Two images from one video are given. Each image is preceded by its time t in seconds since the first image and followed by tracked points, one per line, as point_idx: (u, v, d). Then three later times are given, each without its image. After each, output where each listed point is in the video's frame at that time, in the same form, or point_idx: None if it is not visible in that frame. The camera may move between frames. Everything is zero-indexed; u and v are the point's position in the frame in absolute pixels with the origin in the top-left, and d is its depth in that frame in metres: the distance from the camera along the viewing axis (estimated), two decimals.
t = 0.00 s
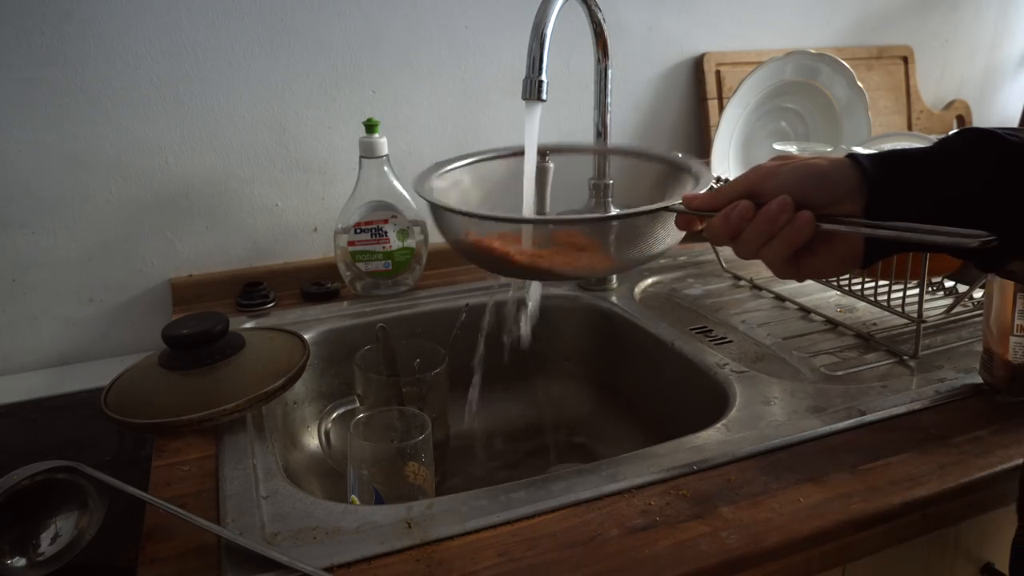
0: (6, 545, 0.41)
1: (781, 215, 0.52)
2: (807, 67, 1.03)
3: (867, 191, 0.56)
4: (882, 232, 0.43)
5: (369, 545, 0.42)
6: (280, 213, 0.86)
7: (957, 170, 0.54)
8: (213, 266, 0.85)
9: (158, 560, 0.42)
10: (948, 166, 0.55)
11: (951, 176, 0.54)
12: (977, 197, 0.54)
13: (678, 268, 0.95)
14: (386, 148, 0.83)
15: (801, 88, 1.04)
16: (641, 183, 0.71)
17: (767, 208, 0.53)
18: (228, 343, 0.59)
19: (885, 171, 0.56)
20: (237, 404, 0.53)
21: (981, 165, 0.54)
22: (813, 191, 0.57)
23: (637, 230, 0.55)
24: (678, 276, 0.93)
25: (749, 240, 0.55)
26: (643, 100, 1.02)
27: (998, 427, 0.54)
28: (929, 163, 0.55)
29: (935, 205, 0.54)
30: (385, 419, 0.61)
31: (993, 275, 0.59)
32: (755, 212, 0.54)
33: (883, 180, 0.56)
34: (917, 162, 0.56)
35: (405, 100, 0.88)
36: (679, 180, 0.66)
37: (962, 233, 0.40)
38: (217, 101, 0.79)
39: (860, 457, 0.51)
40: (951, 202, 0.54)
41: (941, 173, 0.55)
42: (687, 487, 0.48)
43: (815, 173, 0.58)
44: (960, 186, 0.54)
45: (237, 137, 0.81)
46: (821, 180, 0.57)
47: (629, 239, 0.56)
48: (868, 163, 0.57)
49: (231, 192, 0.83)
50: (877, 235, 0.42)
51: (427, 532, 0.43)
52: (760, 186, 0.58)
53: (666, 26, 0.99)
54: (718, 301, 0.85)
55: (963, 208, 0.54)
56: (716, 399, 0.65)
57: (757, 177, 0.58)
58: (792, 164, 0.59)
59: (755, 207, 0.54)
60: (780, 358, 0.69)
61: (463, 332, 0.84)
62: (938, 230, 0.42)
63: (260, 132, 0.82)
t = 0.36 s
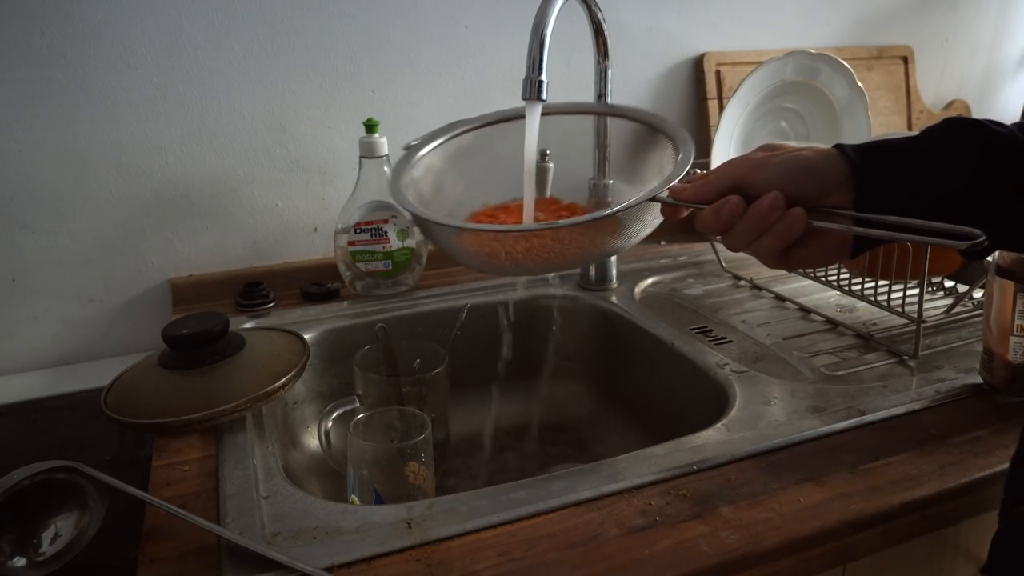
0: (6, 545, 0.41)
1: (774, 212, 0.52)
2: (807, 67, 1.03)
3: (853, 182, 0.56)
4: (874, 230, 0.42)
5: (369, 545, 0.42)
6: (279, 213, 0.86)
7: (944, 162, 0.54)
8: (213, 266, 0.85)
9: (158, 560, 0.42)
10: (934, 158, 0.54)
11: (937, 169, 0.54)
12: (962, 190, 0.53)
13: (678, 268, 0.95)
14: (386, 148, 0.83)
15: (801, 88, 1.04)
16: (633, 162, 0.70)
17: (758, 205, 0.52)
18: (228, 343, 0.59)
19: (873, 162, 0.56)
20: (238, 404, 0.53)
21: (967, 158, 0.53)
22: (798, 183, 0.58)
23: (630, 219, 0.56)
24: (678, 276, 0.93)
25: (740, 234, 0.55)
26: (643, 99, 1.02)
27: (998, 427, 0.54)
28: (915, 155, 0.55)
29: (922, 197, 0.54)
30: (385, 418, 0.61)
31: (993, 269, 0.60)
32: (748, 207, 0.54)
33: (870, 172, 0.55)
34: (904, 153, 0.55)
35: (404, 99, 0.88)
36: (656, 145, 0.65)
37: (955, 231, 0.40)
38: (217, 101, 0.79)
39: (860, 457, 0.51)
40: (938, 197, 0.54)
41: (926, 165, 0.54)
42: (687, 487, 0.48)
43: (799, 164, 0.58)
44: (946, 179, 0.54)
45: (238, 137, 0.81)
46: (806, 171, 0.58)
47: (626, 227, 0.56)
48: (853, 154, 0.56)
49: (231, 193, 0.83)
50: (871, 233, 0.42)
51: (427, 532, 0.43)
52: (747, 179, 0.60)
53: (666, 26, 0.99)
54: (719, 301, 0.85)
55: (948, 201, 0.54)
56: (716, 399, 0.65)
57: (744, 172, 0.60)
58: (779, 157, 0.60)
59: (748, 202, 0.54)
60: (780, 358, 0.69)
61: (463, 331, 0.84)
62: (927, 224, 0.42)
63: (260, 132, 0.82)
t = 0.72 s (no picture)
0: (7, 545, 0.41)
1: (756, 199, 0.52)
2: (807, 67, 1.03)
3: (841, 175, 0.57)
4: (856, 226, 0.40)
5: (369, 545, 0.42)
6: (279, 213, 0.86)
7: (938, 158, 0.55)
8: (213, 266, 0.85)
9: (158, 560, 0.42)
10: (929, 153, 0.55)
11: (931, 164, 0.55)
12: (955, 189, 0.55)
13: (678, 268, 0.95)
14: (386, 148, 0.83)
15: (801, 88, 1.04)
16: (635, 166, 0.70)
17: (743, 193, 0.53)
18: (228, 343, 0.59)
19: (862, 160, 0.56)
20: (238, 404, 0.53)
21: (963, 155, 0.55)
22: (786, 173, 0.58)
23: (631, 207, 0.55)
24: (678, 276, 0.93)
25: (725, 223, 0.55)
26: (643, 99, 1.02)
27: (998, 428, 0.54)
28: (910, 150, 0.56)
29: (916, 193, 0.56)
30: (385, 418, 0.62)
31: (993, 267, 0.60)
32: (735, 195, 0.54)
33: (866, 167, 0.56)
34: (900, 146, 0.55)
35: (404, 99, 0.88)
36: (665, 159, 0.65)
37: (933, 222, 0.39)
38: (217, 100, 0.79)
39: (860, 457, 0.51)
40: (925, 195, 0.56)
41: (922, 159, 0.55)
42: (687, 487, 0.48)
43: (788, 157, 0.58)
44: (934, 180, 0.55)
45: (238, 137, 0.81)
46: (794, 161, 0.58)
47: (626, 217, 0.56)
48: (846, 148, 0.57)
49: (231, 192, 0.83)
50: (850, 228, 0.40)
51: (427, 532, 0.43)
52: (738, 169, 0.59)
53: (666, 26, 0.99)
54: (719, 301, 0.85)
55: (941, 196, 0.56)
56: (716, 399, 0.65)
57: (734, 162, 0.59)
58: (768, 149, 0.60)
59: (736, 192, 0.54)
60: (780, 358, 0.69)
61: (462, 331, 0.84)
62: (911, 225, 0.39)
63: (260, 132, 0.82)
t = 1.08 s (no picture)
0: (7, 545, 0.41)
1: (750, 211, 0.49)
2: (807, 67, 1.03)
3: (835, 174, 0.57)
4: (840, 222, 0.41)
5: (369, 545, 0.42)
6: (279, 213, 0.86)
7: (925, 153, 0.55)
8: (213, 265, 0.85)
9: (158, 560, 0.42)
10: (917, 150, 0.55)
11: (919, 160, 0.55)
12: (941, 181, 0.54)
13: (678, 268, 0.95)
14: (386, 148, 0.83)
15: (801, 88, 1.04)
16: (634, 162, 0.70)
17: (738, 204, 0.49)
18: (228, 343, 0.59)
19: (853, 153, 0.57)
20: (237, 405, 0.53)
21: (951, 151, 0.54)
22: (783, 173, 0.58)
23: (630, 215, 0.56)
24: (678, 276, 0.93)
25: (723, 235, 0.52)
26: (643, 100, 1.02)
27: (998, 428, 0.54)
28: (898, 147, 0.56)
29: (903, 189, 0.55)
30: (386, 419, 0.62)
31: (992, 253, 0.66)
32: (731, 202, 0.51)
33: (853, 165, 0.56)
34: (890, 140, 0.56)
35: (404, 99, 0.88)
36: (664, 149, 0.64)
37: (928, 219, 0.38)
38: (216, 100, 0.79)
39: (860, 457, 0.51)
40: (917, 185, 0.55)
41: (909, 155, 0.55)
42: (687, 487, 0.48)
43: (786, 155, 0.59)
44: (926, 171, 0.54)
45: (238, 137, 0.81)
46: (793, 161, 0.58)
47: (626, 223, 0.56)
48: (838, 147, 0.57)
49: (231, 193, 0.83)
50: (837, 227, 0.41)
51: (427, 532, 0.43)
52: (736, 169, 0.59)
53: (666, 26, 0.99)
54: (718, 301, 0.85)
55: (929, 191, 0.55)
56: (716, 400, 0.65)
57: (732, 162, 0.60)
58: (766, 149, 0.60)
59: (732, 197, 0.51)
60: (780, 358, 0.69)
61: (462, 332, 0.84)
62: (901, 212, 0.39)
63: (260, 132, 0.82)
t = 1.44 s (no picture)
0: (6, 545, 0.41)
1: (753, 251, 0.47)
2: (807, 67, 1.03)
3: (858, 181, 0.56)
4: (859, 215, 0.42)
5: (369, 545, 0.42)
6: (279, 213, 0.86)
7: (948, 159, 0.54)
8: (213, 266, 0.85)
9: (158, 561, 0.42)
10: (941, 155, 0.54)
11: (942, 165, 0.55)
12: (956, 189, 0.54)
13: (678, 268, 0.95)
14: (385, 148, 0.83)
15: (801, 88, 1.04)
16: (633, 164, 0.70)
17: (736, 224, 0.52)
18: (228, 343, 0.59)
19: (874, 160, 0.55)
20: (237, 405, 0.53)
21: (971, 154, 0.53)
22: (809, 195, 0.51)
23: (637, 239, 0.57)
24: (678, 276, 0.93)
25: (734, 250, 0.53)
26: (643, 100, 1.02)
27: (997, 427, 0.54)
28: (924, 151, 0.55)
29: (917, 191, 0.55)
30: (385, 419, 0.62)
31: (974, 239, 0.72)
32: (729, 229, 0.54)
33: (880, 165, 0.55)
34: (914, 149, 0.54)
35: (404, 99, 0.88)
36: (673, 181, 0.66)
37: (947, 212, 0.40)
38: (215, 99, 0.79)
39: (860, 457, 0.51)
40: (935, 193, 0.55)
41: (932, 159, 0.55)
42: (687, 487, 0.48)
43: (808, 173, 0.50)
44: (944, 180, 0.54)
45: (238, 137, 0.81)
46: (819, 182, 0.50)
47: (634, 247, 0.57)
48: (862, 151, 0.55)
49: (231, 193, 0.83)
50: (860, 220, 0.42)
51: (427, 532, 0.43)
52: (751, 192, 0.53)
53: (666, 27, 0.99)
54: (718, 301, 0.85)
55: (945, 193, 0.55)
56: (716, 400, 0.65)
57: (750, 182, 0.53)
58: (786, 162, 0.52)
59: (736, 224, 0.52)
60: (780, 358, 0.69)
61: (463, 332, 0.84)
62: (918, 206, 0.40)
63: (260, 132, 0.82)
